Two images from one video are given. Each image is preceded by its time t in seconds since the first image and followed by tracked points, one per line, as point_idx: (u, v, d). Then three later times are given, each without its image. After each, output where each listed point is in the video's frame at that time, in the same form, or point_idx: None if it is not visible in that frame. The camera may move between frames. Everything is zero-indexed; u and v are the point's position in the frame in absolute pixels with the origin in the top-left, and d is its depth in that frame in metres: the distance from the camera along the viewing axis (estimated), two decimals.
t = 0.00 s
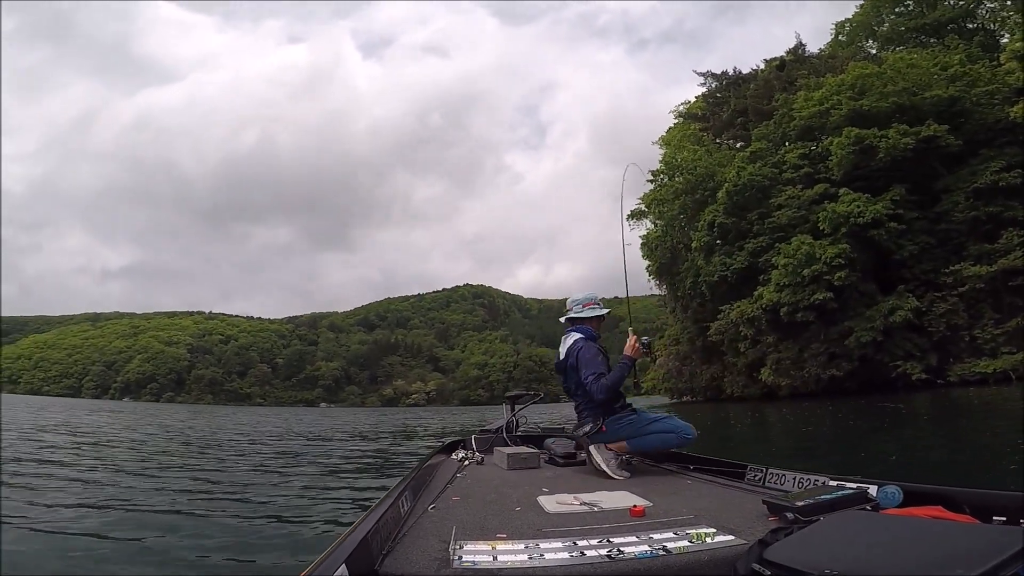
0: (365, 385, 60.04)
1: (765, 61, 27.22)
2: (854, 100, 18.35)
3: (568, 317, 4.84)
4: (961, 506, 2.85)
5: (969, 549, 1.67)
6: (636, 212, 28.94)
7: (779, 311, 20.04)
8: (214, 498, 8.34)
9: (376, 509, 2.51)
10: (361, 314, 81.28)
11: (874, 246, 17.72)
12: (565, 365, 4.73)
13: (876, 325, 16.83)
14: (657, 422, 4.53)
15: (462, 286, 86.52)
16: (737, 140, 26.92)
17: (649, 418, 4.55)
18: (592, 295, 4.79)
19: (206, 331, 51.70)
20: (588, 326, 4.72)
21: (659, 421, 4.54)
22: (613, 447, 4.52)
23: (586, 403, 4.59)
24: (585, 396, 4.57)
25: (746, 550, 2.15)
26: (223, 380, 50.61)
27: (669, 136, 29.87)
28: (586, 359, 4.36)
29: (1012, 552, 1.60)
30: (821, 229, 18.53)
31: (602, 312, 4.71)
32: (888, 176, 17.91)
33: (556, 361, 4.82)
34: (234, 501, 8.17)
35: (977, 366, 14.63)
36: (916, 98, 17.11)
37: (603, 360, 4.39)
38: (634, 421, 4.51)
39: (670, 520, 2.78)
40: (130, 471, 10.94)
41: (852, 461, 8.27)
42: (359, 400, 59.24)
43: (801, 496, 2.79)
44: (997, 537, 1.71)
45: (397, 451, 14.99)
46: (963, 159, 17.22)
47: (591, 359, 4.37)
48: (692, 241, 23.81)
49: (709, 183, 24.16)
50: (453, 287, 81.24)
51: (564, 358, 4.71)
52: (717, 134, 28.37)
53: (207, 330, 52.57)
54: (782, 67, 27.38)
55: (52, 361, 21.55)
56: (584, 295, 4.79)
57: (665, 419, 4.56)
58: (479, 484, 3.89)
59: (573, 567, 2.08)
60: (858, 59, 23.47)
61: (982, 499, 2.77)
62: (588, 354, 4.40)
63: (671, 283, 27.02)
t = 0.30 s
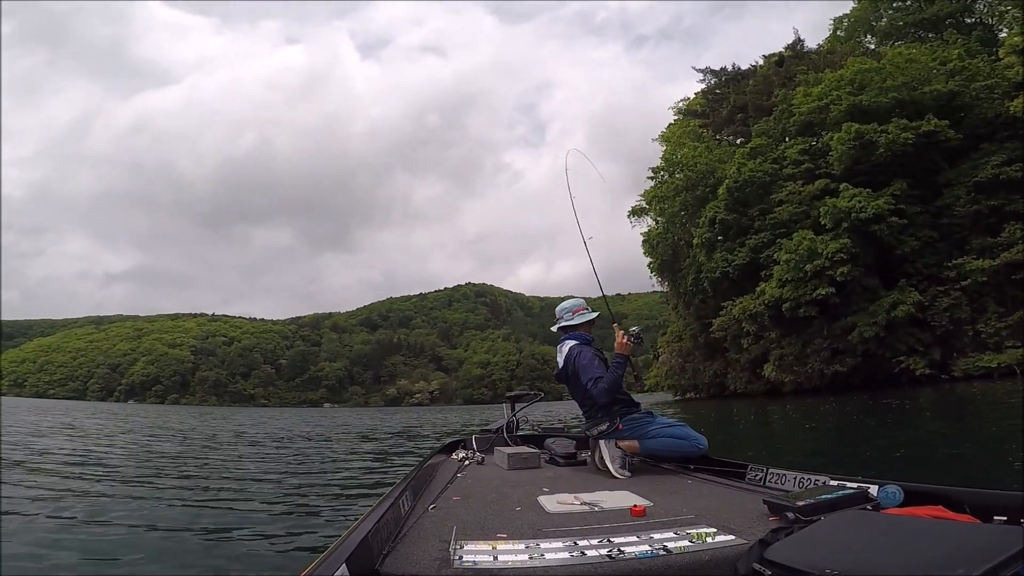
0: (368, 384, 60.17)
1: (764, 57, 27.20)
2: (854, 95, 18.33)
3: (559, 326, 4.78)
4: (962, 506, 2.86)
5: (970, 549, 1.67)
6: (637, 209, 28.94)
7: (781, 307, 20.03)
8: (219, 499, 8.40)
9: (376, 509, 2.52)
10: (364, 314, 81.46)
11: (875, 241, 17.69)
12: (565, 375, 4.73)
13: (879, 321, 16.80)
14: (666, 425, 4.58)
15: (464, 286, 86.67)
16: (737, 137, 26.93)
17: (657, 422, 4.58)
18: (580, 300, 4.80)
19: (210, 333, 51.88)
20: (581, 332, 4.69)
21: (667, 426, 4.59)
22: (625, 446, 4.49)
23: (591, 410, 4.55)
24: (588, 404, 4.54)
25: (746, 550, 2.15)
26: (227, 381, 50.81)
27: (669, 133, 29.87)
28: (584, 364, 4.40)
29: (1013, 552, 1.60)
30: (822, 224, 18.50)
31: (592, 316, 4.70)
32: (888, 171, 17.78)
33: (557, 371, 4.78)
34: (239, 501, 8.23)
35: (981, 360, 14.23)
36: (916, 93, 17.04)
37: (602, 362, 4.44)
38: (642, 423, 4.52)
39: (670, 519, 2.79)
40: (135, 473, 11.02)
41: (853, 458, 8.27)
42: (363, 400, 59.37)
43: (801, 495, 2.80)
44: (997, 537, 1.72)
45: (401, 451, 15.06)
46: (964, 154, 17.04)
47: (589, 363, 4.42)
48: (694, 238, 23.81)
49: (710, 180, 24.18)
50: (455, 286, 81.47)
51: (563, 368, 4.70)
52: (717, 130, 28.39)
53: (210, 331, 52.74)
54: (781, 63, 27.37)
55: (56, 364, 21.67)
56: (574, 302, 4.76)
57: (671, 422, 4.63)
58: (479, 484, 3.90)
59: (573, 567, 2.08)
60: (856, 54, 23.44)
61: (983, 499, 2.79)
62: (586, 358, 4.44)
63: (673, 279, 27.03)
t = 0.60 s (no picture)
0: (370, 382, 60.27)
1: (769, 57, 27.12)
2: (859, 96, 18.28)
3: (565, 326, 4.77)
4: (958, 504, 2.87)
5: (966, 547, 1.66)
6: (641, 209, 28.91)
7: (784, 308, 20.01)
8: (221, 494, 8.42)
9: (374, 506, 2.52)
10: (366, 312, 81.64)
11: (880, 243, 17.61)
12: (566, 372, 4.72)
13: (881, 322, 16.73)
14: (667, 421, 4.59)
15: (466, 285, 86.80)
16: (742, 137, 26.86)
17: (658, 418, 4.59)
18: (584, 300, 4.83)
19: (213, 329, 52.04)
20: (589, 330, 4.68)
21: (668, 422, 4.60)
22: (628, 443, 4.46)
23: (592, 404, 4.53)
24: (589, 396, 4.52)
25: (743, 548, 2.14)
26: (229, 377, 50.90)
27: (673, 133, 29.83)
28: (581, 351, 4.42)
29: (1010, 550, 1.59)
30: (826, 225, 18.44)
31: (598, 314, 4.67)
32: (893, 172, 17.73)
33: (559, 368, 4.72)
34: (240, 496, 8.25)
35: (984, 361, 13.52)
36: (922, 94, 16.89)
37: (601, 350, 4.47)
38: (644, 419, 4.51)
39: (668, 517, 2.78)
40: (136, 468, 11.05)
41: (855, 459, 8.22)
42: (364, 398, 59.43)
43: (799, 494, 2.79)
44: (994, 534, 1.71)
45: (401, 449, 15.06)
46: (970, 155, 16.81)
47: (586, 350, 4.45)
48: (697, 238, 23.77)
49: (713, 180, 24.12)
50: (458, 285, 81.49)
51: (563, 364, 4.70)
52: (721, 131, 28.32)
53: (214, 327, 52.90)
54: (786, 63, 27.30)
55: (60, 358, 21.78)
56: (578, 302, 4.77)
57: (672, 419, 4.65)
58: (477, 481, 3.89)
59: (571, 564, 2.07)
60: (862, 54, 23.36)
61: (980, 496, 2.80)
62: (584, 346, 4.47)
63: (676, 280, 27.00)
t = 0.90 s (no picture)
0: (374, 382, 60.33)
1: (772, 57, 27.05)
2: (863, 96, 18.21)
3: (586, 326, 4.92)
4: (957, 503, 2.84)
5: (965, 547, 1.65)
6: (644, 209, 28.87)
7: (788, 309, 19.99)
8: (225, 493, 8.46)
9: (374, 505, 2.53)
10: (370, 312, 81.74)
11: (884, 243, 17.50)
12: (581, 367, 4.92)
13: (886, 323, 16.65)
14: (671, 418, 4.58)
15: (470, 285, 86.82)
16: (745, 137, 26.82)
17: (663, 415, 4.59)
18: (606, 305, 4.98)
19: (217, 329, 52.15)
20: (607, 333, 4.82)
21: (674, 422, 4.57)
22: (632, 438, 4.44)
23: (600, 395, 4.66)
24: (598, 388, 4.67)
25: (742, 548, 2.14)
26: (233, 378, 51.02)
27: (676, 133, 29.79)
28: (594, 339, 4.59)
29: (1008, 549, 1.59)
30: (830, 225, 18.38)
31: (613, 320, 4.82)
32: (898, 173, 17.63)
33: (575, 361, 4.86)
34: (244, 495, 8.27)
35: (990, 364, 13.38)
36: (926, 94, 16.80)
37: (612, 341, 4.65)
38: (649, 414, 4.54)
39: (667, 516, 2.78)
40: (140, 467, 11.11)
41: (857, 460, 8.18)
42: (367, 398, 59.49)
43: (798, 493, 2.78)
44: (992, 533, 1.72)
45: (403, 449, 15.07)
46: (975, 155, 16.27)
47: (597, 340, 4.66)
48: (700, 239, 23.73)
49: (716, 181, 24.07)
50: (462, 286, 81.50)
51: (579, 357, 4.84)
52: (724, 131, 28.27)
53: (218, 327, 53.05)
54: (789, 64, 27.25)
55: (66, 358, 21.89)
56: (596, 313, 4.93)
57: (677, 417, 4.62)
58: (476, 480, 3.90)
59: (571, 563, 2.08)
60: (865, 55, 23.29)
61: (979, 496, 2.77)
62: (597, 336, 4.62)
63: (679, 280, 26.96)
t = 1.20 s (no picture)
0: (380, 386, 60.39)
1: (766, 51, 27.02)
2: (859, 88, 18.18)
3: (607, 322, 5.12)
4: (961, 504, 2.85)
5: (969, 547, 1.66)
6: (644, 205, 28.83)
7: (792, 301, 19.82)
8: (232, 501, 8.48)
9: (376, 509, 2.54)
10: (375, 316, 81.87)
11: (886, 235, 17.39)
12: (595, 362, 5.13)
13: (891, 313, 16.58)
14: (671, 418, 4.67)
15: (473, 286, 86.90)
16: (743, 131, 26.73)
17: (665, 414, 4.69)
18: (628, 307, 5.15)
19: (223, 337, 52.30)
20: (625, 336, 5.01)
21: (674, 422, 4.64)
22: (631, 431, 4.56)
23: (608, 388, 4.83)
24: (606, 380, 4.85)
25: (746, 549, 2.14)
26: (240, 384, 51.10)
27: (674, 129, 29.74)
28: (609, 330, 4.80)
29: (1012, 550, 1.60)
30: (831, 216, 18.31)
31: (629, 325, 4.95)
32: (897, 164, 17.43)
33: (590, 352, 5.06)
34: (250, 503, 8.30)
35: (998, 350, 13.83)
36: (923, 83, 16.72)
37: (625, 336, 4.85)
38: (651, 409, 4.65)
39: (670, 518, 2.78)
40: (149, 476, 11.22)
41: (861, 454, 8.16)
42: (374, 401, 59.60)
43: (801, 494, 2.79)
44: (995, 533, 1.72)
45: (409, 453, 15.09)
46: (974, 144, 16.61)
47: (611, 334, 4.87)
48: (701, 233, 23.68)
49: (716, 175, 24.02)
50: (464, 287, 81.63)
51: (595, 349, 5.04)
52: (722, 125, 28.23)
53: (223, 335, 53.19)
54: (783, 57, 27.21)
55: (73, 369, 21.98)
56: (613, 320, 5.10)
57: (676, 418, 4.70)
58: (479, 483, 3.91)
59: (574, 565, 2.09)
60: (859, 47, 23.25)
61: (982, 496, 2.77)
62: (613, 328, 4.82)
63: (682, 275, 26.90)
